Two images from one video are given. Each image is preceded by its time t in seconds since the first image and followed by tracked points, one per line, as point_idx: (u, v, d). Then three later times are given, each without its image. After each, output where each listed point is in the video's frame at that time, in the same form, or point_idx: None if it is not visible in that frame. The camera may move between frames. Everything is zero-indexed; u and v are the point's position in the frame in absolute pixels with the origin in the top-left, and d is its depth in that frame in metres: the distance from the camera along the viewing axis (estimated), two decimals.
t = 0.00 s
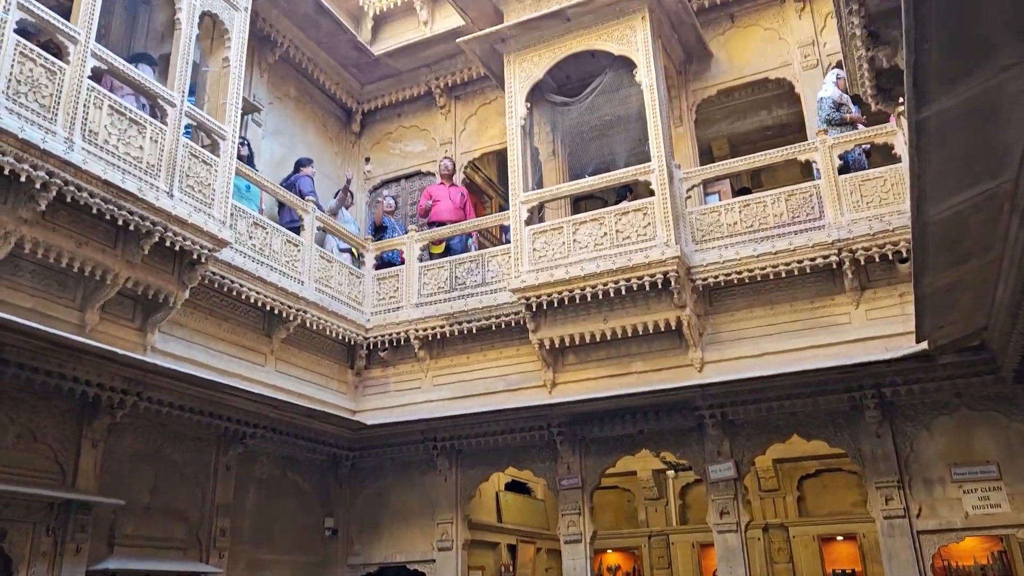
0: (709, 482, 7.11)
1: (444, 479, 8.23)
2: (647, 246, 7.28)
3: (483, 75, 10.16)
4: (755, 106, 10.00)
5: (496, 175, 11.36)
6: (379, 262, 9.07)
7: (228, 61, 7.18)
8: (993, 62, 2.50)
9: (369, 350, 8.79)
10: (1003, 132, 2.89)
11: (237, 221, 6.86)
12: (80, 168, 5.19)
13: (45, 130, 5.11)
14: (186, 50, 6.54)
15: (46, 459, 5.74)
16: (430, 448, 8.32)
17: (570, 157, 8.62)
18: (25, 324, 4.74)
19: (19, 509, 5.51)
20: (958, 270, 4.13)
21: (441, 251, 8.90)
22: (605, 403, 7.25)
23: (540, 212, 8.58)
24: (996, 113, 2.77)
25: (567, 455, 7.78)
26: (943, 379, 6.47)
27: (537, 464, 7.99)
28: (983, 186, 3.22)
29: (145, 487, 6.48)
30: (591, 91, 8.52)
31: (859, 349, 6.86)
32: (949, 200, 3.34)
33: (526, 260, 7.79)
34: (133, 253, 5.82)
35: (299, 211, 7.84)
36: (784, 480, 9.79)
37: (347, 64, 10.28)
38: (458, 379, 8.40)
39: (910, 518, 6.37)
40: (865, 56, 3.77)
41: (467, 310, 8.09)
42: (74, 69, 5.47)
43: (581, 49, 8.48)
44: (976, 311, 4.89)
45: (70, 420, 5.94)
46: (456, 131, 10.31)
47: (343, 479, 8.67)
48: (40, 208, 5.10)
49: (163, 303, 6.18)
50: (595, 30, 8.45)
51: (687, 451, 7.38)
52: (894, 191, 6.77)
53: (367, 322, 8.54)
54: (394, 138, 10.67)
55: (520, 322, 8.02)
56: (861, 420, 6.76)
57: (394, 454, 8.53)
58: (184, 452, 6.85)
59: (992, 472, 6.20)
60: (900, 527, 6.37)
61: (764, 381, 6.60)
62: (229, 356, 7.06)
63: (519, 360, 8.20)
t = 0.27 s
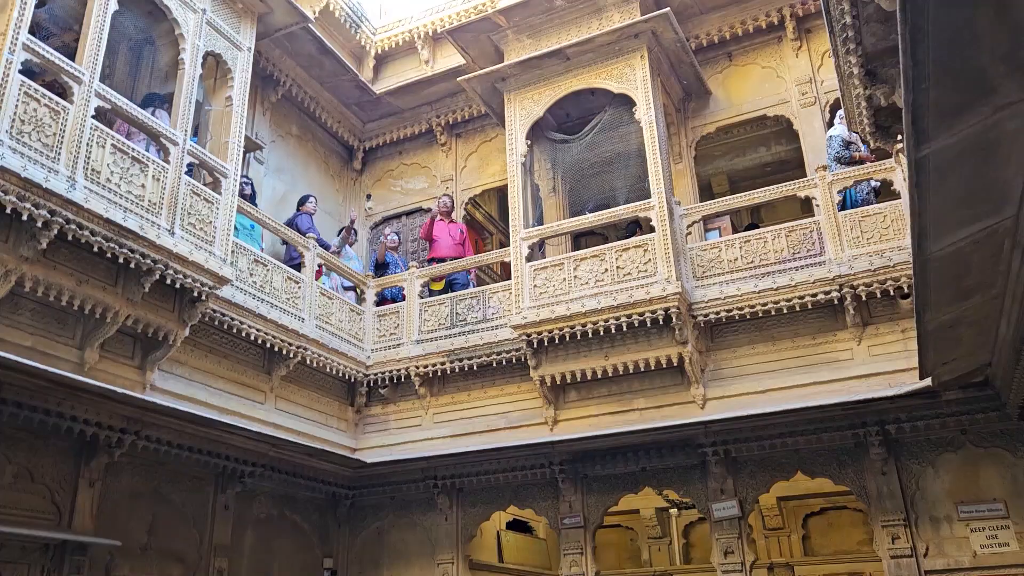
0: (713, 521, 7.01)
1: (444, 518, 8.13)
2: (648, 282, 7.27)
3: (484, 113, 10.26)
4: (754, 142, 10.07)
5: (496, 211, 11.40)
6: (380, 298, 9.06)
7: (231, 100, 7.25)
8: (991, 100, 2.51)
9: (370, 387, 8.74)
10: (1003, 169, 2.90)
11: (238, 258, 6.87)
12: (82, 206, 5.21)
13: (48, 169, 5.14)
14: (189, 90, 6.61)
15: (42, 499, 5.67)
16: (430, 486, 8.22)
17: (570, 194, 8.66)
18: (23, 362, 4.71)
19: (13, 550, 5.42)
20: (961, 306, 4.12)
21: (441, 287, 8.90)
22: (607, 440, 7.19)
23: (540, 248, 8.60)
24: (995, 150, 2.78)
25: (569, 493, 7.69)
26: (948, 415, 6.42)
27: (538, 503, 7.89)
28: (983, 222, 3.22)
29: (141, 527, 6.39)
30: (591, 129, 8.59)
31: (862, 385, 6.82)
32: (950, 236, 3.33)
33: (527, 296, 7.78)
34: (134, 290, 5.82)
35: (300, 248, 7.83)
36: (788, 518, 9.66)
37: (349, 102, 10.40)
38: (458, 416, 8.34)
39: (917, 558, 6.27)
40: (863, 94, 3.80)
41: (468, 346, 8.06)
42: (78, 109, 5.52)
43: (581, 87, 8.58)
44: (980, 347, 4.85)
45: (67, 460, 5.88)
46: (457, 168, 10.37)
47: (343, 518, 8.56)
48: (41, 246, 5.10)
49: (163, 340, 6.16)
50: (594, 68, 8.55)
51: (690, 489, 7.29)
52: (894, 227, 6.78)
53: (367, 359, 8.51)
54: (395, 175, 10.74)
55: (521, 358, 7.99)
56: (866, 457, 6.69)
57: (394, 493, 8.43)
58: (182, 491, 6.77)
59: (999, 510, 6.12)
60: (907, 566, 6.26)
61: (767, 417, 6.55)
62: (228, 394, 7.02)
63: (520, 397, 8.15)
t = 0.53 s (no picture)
0: (714, 558, 6.92)
1: (441, 555, 8.02)
2: (646, 316, 7.27)
3: (482, 148, 10.35)
4: (751, 177, 10.15)
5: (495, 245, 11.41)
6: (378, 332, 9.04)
7: (231, 136, 7.31)
8: (987, 137, 2.53)
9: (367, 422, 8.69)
10: (999, 205, 2.91)
11: (236, 292, 6.86)
12: (81, 241, 5.22)
13: (48, 205, 5.16)
14: (189, 125, 6.67)
15: (35, 537, 5.58)
16: (427, 523, 8.12)
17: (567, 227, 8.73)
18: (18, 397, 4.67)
19: None
20: (960, 341, 4.12)
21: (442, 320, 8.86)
22: (606, 475, 7.12)
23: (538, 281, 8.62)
24: (992, 187, 2.80)
25: (567, 530, 7.59)
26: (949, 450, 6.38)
27: (536, 539, 7.79)
28: (981, 258, 3.24)
29: (134, 565, 6.29)
30: (589, 164, 8.66)
31: (862, 420, 6.79)
32: (949, 272, 3.34)
33: (525, 330, 7.78)
34: (131, 325, 5.80)
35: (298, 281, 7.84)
36: (789, 554, 9.59)
37: (348, 137, 10.48)
38: (456, 451, 8.27)
39: None
40: (859, 130, 3.84)
41: (466, 380, 8.03)
42: (79, 145, 5.56)
43: (579, 122, 8.66)
44: (981, 382, 4.83)
45: (60, 496, 5.81)
46: (455, 202, 10.42)
47: (339, 555, 8.44)
48: (39, 281, 5.10)
49: (159, 375, 6.13)
50: (592, 104, 8.64)
51: (689, 525, 7.22)
52: (891, 261, 6.81)
53: (365, 393, 8.47)
54: (394, 209, 10.79)
55: (519, 392, 7.95)
56: (866, 492, 6.64)
57: (391, 529, 8.33)
58: (176, 528, 6.68)
59: (1002, 546, 6.06)
60: None
61: (767, 452, 6.51)
62: (224, 429, 6.96)
63: (518, 431, 8.09)
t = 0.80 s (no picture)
0: None
1: None
2: (640, 345, 7.26)
3: (477, 177, 10.39)
4: (743, 207, 10.22)
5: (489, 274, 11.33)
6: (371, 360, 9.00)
7: (226, 164, 7.33)
8: (978, 170, 2.55)
9: (359, 451, 8.61)
10: (992, 236, 2.93)
11: (229, 320, 6.83)
12: (74, 268, 5.19)
13: (41, 232, 5.15)
14: (184, 153, 6.68)
15: (20, 568, 5.48)
16: (419, 554, 8.01)
17: (561, 256, 8.74)
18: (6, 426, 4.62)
19: None
20: (954, 372, 4.12)
21: (439, 347, 8.86)
22: (599, 505, 7.06)
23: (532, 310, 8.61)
24: (984, 219, 2.81)
25: (561, 561, 7.50)
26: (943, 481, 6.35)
27: (529, 571, 7.70)
28: (973, 290, 3.25)
29: None
30: (583, 193, 8.69)
31: (856, 450, 6.77)
32: (942, 302, 3.35)
33: (518, 359, 7.76)
34: (123, 352, 5.76)
35: (290, 309, 7.80)
36: None
37: (343, 165, 10.52)
38: (448, 481, 8.20)
39: None
40: (851, 162, 3.88)
41: (459, 409, 7.99)
42: (73, 172, 5.56)
43: (572, 152, 8.72)
44: (975, 412, 4.83)
45: (46, 527, 5.72)
46: (449, 230, 10.44)
47: None
48: (30, 308, 5.06)
49: (150, 403, 6.07)
50: (586, 133, 8.71)
51: (683, 556, 7.14)
52: (884, 291, 6.83)
53: (357, 422, 8.40)
54: (387, 237, 10.81)
55: (512, 422, 7.91)
56: (861, 523, 6.59)
57: (382, 561, 8.22)
58: (164, 559, 6.57)
59: None
60: None
61: (761, 482, 6.47)
62: (214, 458, 6.89)
63: (511, 461, 8.03)
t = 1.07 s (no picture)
0: None
1: None
2: (628, 369, 7.25)
3: (466, 199, 10.41)
4: (730, 231, 10.28)
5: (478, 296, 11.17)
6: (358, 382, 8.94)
7: (215, 185, 7.32)
8: (963, 200, 2.58)
9: (344, 474, 8.53)
10: (978, 265, 2.95)
11: (215, 341, 6.77)
12: (59, 288, 5.14)
13: (26, 251, 5.10)
14: (173, 173, 6.66)
15: None
16: None
17: (549, 279, 8.74)
18: None
19: None
20: (941, 398, 4.13)
21: (430, 370, 8.86)
22: (586, 531, 7.01)
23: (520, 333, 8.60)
24: (970, 248, 2.84)
25: None
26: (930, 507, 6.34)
27: None
28: (959, 317, 3.28)
29: None
30: (572, 217, 8.72)
31: (843, 476, 6.76)
32: (928, 329, 3.37)
33: (506, 382, 7.73)
34: (107, 373, 5.69)
35: (277, 330, 7.75)
36: None
37: (332, 187, 10.52)
38: (435, 505, 8.12)
39: None
40: (838, 189, 3.91)
41: (445, 432, 7.94)
42: (60, 191, 5.53)
43: (561, 175, 8.76)
44: (961, 439, 4.83)
45: (24, 551, 5.60)
46: (437, 252, 10.44)
47: None
48: (13, 328, 5.00)
49: (133, 426, 6.00)
50: (575, 157, 8.76)
51: None
52: (870, 317, 6.87)
53: (342, 445, 8.33)
54: (376, 258, 10.79)
55: (499, 445, 7.86)
56: (849, 550, 6.57)
57: None
58: None
59: None
60: None
61: (749, 508, 6.45)
62: (197, 481, 6.80)
63: (498, 485, 7.97)
